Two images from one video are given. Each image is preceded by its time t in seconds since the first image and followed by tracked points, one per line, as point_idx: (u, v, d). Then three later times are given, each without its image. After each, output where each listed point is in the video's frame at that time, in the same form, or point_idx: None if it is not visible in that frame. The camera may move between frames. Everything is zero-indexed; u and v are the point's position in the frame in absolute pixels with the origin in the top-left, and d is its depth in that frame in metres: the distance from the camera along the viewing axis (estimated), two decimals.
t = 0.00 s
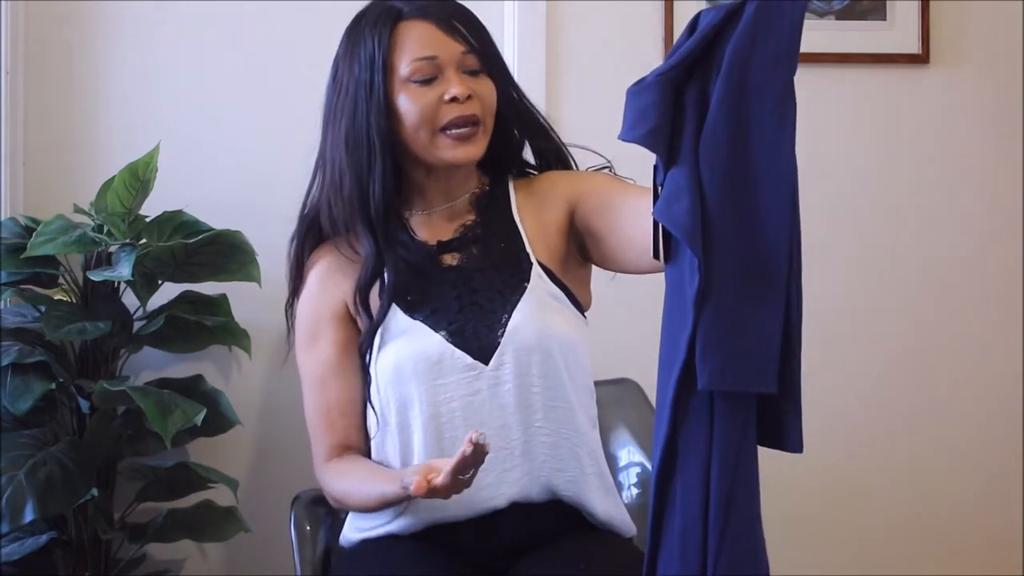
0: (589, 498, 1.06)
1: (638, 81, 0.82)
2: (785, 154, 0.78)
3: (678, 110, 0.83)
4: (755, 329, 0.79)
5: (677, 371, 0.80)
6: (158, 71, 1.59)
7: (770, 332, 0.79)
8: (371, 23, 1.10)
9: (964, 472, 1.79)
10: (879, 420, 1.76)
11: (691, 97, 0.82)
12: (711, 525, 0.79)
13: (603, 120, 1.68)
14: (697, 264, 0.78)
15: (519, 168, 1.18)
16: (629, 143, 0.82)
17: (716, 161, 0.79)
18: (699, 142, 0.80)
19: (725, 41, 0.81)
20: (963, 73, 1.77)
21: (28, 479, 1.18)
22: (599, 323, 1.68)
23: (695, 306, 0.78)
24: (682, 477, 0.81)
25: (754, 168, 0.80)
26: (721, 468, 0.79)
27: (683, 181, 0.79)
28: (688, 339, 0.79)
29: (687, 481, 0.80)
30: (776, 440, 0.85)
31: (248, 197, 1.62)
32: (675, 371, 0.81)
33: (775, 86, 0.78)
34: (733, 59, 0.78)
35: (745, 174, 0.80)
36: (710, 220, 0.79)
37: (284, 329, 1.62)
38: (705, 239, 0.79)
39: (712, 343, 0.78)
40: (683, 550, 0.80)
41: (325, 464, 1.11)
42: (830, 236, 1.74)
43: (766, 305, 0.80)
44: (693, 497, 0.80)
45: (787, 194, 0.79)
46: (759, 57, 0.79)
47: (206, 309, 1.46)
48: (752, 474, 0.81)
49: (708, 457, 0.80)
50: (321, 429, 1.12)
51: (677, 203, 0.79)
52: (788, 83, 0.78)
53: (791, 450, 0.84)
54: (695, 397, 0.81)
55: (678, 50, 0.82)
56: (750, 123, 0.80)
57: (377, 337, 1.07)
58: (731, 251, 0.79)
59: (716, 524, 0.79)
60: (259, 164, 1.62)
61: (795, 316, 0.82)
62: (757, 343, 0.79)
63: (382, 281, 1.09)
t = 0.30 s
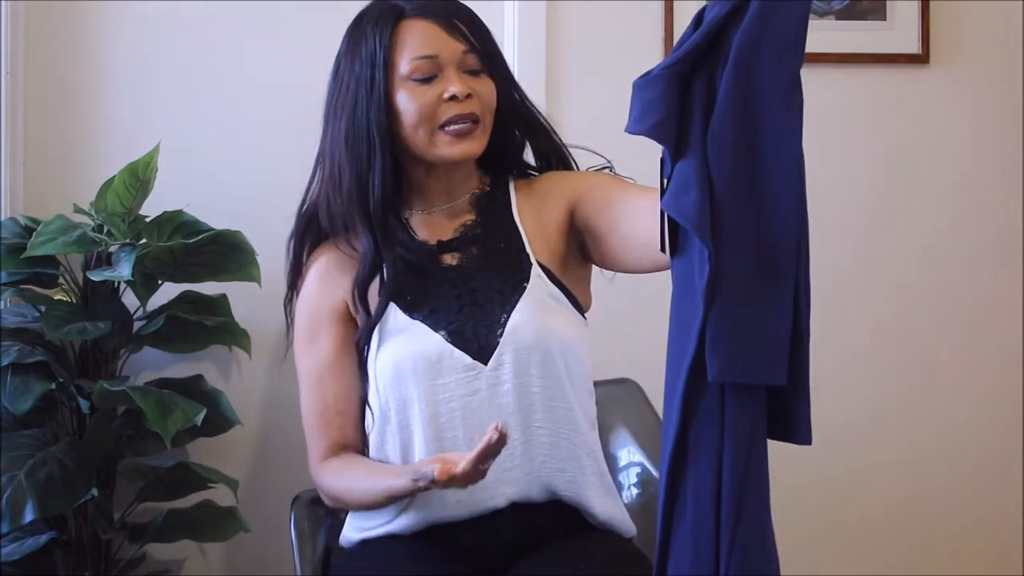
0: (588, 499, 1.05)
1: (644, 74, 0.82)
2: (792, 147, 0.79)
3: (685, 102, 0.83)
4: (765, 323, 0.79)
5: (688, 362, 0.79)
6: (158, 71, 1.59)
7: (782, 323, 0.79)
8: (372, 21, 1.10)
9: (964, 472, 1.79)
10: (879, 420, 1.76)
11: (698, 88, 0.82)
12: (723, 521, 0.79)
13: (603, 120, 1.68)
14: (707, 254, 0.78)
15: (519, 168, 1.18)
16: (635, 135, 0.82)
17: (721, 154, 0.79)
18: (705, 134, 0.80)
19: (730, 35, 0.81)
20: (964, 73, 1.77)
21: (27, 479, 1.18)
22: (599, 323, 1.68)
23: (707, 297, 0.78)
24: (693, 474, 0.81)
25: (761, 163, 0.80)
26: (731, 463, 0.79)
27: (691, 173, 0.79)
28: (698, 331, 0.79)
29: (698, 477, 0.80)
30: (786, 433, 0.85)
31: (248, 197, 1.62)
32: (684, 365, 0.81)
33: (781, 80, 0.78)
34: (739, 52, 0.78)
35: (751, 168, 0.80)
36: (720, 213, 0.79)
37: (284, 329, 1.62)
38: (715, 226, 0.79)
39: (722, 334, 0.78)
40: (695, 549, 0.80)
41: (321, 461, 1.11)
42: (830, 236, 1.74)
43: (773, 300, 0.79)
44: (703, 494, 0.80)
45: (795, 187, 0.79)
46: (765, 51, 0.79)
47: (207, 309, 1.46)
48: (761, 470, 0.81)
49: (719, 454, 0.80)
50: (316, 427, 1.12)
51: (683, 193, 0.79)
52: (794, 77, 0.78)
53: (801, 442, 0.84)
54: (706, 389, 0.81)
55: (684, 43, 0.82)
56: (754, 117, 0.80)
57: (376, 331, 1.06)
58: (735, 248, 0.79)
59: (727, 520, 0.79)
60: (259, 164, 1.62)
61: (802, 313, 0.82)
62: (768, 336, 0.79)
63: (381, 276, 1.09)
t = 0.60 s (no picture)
0: (587, 498, 1.06)
1: (645, 71, 0.82)
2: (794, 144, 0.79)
3: (685, 101, 0.83)
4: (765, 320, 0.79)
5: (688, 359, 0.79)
6: (157, 71, 1.59)
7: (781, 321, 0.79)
8: (371, 22, 1.10)
9: (964, 471, 1.79)
10: (879, 420, 1.76)
11: (699, 86, 0.82)
12: (724, 518, 0.79)
13: (602, 119, 1.68)
14: (707, 250, 0.78)
15: (517, 168, 1.18)
16: (636, 132, 0.82)
17: (721, 152, 0.79)
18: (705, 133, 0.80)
19: (731, 33, 0.81)
20: (964, 73, 1.77)
21: (28, 479, 1.18)
22: (599, 323, 1.68)
23: (707, 294, 0.78)
24: (694, 471, 0.80)
25: (762, 161, 0.80)
26: (732, 461, 0.79)
27: (692, 170, 0.79)
28: (699, 327, 0.78)
29: (699, 475, 0.80)
30: (788, 430, 0.85)
31: (247, 197, 1.62)
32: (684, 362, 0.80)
33: (782, 78, 0.78)
34: (740, 50, 0.78)
35: (752, 166, 0.80)
36: (721, 211, 0.79)
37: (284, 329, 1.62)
38: (716, 224, 0.79)
39: (723, 330, 0.77)
40: (695, 547, 0.80)
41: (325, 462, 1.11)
42: (829, 236, 1.74)
43: (773, 297, 0.80)
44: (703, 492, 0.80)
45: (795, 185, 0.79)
46: (766, 49, 0.79)
47: (206, 309, 1.46)
48: (761, 466, 0.81)
49: (720, 451, 0.80)
50: (321, 426, 1.12)
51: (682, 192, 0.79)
52: (795, 75, 0.78)
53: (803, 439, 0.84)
54: (707, 387, 0.81)
55: (685, 41, 0.82)
56: (756, 114, 0.80)
57: (372, 335, 1.07)
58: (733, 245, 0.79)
59: (728, 517, 0.79)
60: (259, 164, 1.62)
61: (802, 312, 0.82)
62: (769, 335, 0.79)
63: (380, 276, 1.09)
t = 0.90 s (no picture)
0: (588, 499, 1.05)
1: (639, 70, 0.82)
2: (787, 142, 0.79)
3: (678, 99, 0.82)
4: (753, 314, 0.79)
5: (678, 356, 0.79)
6: (157, 72, 1.60)
7: (771, 318, 0.79)
8: (370, 24, 1.10)
9: (963, 471, 1.79)
10: (878, 420, 1.76)
11: (691, 84, 0.82)
12: (713, 517, 0.79)
13: (602, 119, 1.68)
14: (697, 248, 0.78)
15: (516, 169, 1.18)
16: (629, 130, 0.82)
17: (715, 151, 0.79)
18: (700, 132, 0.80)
19: (724, 32, 0.81)
20: (964, 73, 1.77)
21: (28, 479, 1.18)
22: (600, 323, 1.68)
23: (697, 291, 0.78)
24: (685, 466, 0.80)
25: (755, 159, 0.80)
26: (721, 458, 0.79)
27: (684, 169, 0.79)
28: (690, 324, 0.78)
29: (689, 471, 0.80)
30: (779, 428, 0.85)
31: (247, 197, 1.62)
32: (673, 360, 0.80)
33: (775, 77, 0.79)
34: (733, 49, 0.79)
35: (745, 164, 0.80)
36: (712, 210, 0.79)
37: (284, 329, 1.62)
38: (707, 223, 0.79)
39: (715, 326, 0.78)
40: (685, 545, 0.80)
41: (322, 463, 1.11)
42: (830, 236, 1.74)
43: (765, 295, 0.80)
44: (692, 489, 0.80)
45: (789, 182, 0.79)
46: (758, 48, 0.79)
47: (207, 309, 1.46)
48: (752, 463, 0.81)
49: (710, 447, 0.80)
50: (318, 428, 1.12)
51: (674, 191, 0.79)
52: (787, 73, 0.79)
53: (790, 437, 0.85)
54: (697, 382, 0.81)
55: (679, 39, 0.82)
56: (749, 113, 0.80)
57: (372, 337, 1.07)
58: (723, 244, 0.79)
59: (717, 514, 0.79)
60: (259, 164, 1.62)
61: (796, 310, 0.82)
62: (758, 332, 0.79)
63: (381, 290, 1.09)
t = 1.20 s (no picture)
0: (588, 499, 1.05)
1: (642, 72, 0.82)
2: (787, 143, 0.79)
3: (681, 102, 0.82)
4: (756, 315, 0.79)
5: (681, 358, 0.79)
6: (157, 71, 1.60)
7: (770, 317, 0.79)
8: (374, 27, 1.10)
9: (964, 472, 1.79)
10: (878, 421, 1.76)
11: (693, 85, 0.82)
12: (714, 517, 0.79)
13: (602, 119, 1.68)
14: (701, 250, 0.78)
15: (516, 170, 1.18)
16: (631, 133, 0.81)
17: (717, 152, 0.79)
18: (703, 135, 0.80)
19: (726, 34, 0.81)
20: (964, 73, 1.77)
21: (28, 479, 1.18)
22: (600, 323, 1.68)
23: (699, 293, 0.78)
24: (686, 468, 0.80)
25: (755, 163, 0.80)
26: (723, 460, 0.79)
27: (687, 171, 0.79)
28: (692, 326, 0.78)
29: (690, 469, 0.80)
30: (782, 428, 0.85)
31: (247, 197, 1.62)
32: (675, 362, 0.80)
33: (777, 79, 0.79)
34: (735, 51, 0.79)
35: (746, 167, 0.80)
36: (715, 211, 0.79)
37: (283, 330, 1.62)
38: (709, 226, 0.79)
39: (717, 327, 0.78)
40: (686, 543, 0.80)
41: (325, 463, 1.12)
42: (830, 236, 1.74)
43: (766, 296, 0.79)
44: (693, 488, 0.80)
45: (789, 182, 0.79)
46: (761, 49, 0.79)
47: (207, 309, 1.46)
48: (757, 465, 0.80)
49: (712, 452, 0.80)
50: (321, 428, 1.13)
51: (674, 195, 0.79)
52: (789, 75, 0.79)
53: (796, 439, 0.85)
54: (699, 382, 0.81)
55: (682, 41, 0.81)
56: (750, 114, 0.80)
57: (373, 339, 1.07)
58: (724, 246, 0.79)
59: (718, 514, 0.79)
60: (258, 165, 1.62)
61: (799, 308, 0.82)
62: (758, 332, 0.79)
63: (381, 284, 1.09)
